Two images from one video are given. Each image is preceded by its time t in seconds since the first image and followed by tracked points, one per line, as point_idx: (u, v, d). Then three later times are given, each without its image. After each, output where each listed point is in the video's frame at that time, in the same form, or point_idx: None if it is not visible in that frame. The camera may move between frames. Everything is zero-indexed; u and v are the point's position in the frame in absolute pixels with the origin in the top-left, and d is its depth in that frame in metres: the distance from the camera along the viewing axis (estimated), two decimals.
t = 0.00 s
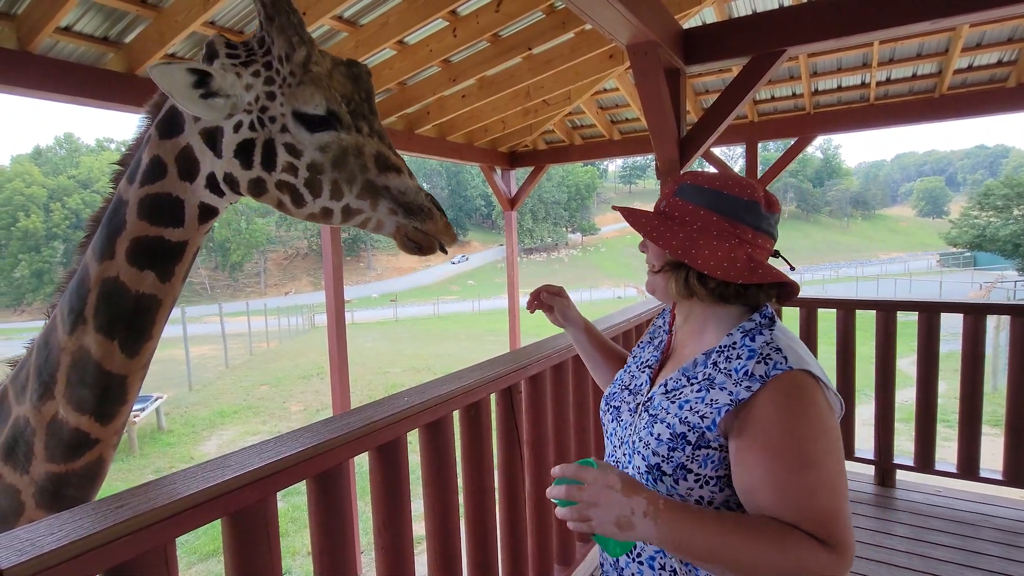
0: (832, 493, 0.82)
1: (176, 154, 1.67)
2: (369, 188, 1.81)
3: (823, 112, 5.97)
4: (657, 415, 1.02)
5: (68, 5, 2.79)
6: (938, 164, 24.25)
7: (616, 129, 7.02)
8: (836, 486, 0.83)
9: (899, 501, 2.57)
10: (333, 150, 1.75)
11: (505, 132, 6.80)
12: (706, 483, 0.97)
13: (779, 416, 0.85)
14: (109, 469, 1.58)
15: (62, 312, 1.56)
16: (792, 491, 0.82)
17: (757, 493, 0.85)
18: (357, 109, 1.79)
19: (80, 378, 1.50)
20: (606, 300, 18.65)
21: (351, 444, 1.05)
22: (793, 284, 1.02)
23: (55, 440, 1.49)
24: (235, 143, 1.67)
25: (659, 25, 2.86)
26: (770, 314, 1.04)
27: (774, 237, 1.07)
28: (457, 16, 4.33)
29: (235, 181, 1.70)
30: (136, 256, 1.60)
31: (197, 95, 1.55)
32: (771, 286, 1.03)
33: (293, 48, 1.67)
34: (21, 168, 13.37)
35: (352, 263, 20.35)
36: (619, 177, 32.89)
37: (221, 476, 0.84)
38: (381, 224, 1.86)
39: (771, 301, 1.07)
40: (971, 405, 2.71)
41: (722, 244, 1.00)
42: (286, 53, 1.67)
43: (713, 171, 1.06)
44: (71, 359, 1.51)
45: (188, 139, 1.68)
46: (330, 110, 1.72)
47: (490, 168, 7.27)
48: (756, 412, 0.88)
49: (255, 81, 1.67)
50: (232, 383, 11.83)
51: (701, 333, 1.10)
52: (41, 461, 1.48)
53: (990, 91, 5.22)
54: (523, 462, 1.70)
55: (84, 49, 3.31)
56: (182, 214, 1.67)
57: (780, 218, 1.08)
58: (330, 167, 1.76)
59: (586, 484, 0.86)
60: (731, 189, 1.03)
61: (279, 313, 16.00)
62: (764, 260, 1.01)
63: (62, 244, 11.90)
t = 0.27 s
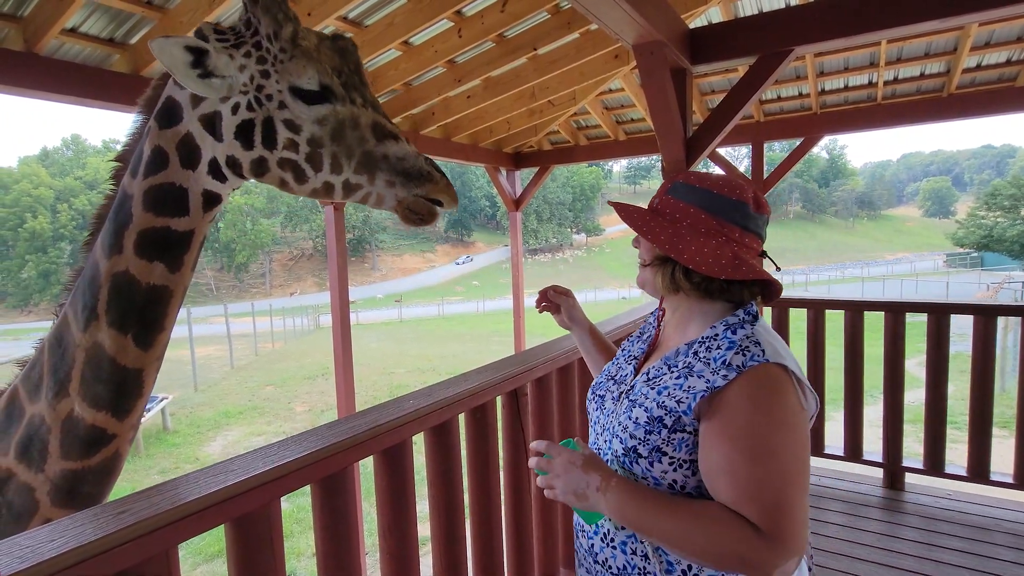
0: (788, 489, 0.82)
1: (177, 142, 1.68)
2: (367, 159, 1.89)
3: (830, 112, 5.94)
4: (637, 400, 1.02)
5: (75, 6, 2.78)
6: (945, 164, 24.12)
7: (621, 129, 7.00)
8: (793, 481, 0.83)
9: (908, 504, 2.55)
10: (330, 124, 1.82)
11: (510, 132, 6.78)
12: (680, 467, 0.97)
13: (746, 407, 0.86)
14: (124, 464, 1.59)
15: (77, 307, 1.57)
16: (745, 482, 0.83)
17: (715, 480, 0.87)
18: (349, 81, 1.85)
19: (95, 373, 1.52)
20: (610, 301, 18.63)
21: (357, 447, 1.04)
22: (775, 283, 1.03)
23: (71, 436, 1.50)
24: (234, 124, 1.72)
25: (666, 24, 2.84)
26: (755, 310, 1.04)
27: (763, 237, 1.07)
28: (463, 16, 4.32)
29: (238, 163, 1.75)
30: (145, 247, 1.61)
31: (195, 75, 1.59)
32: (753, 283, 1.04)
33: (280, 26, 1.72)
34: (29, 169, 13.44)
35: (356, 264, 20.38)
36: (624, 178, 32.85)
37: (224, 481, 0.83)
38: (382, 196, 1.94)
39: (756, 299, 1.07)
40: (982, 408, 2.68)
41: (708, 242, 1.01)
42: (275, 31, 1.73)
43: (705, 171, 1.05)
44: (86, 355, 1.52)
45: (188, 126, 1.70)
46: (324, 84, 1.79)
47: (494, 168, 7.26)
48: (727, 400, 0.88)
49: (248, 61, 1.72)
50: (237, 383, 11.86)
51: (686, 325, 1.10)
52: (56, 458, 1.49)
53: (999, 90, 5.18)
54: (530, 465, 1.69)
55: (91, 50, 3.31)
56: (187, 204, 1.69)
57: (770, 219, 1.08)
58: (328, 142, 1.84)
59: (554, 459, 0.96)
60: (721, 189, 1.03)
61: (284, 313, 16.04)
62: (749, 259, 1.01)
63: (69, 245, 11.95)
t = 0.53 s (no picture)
0: (742, 470, 0.88)
1: (173, 127, 1.61)
2: (360, 127, 1.97)
3: (837, 111, 5.89)
4: (609, 383, 1.07)
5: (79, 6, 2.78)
6: (953, 163, 23.97)
7: (627, 129, 6.97)
8: (746, 463, 0.88)
9: (918, 508, 2.51)
10: (322, 98, 1.87)
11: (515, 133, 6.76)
12: (644, 445, 1.02)
13: (708, 393, 0.91)
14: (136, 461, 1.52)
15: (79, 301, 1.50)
16: (704, 461, 0.88)
17: (677, 457, 0.92)
18: (332, 54, 1.91)
19: (102, 367, 1.45)
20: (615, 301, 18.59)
21: (361, 452, 1.03)
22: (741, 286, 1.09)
23: (80, 432, 1.43)
24: (234, 106, 1.71)
25: (672, 23, 2.82)
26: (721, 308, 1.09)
27: (732, 245, 1.13)
28: (467, 16, 4.31)
29: (240, 143, 1.76)
30: (146, 236, 1.53)
31: (190, 53, 1.55)
32: (722, 285, 1.08)
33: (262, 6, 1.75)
34: (37, 170, 13.52)
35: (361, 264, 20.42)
36: (629, 178, 32.78)
37: (225, 488, 0.81)
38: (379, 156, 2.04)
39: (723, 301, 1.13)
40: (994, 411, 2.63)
41: (683, 243, 1.06)
42: (257, 11, 1.75)
43: (684, 178, 1.11)
44: (92, 349, 1.45)
45: (184, 111, 1.63)
46: (313, 58, 1.84)
47: (500, 169, 7.25)
48: (690, 386, 0.93)
49: (237, 43, 1.70)
50: (242, 383, 11.89)
51: (658, 319, 1.14)
52: (65, 453, 1.42)
53: (1010, 89, 5.12)
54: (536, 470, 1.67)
55: (96, 51, 3.32)
56: (185, 188, 1.61)
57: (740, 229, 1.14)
58: (323, 115, 1.88)
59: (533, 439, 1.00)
60: (698, 196, 1.09)
61: (289, 313, 16.08)
62: (718, 263, 1.07)
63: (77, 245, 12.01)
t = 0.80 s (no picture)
0: (733, 450, 0.93)
1: (163, 105, 1.56)
2: (346, 108, 1.77)
3: (849, 110, 5.83)
4: (604, 376, 1.08)
5: (88, 10, 2.80)
6: (965, 162, 23.70)
7: (635, 130, 6.93)
8: (735, 443, 0.94)
9: (935, 514, 2.46)
10: (306, 79, 1.71)
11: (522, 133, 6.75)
12: (642, 434, 1.04)
13: (701, 381, 0.95)
14: (147, 446, 1.50)
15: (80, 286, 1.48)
16: (699, 445, 0.93)
17: (672, 444, 0.97)
18: (319, 34, 1.75)
19: (107, 350, 1.43)
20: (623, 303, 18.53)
21: (368, 458, 1.01)
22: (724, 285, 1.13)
23: (90, 419, 1.41)
24: (216, 86, 1.60)
25: (682, 21, 2.80)
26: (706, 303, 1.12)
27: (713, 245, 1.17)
28: (475, 17, 4.29)
29: (225, 123, 1.63)
30: (141, 213, 1.48)
31: (167, 37, 1.47)
32: (707, 283, 1.12)
33: None
34: (50, 173, 13.64)
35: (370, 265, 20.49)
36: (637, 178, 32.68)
37: (230, 496, 0.80)
38: (366, 140, 1.83)
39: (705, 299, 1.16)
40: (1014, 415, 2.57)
41: (674, 243, 1.08)
42: None
43: (672, 180, 1.14)
44: (95, 332, 1.43)
45: (172, 90, 1.57)
46: (296, 38, 1.68)
47: (507, 170, 7.24)
48: (684, 374, 0.96)
49: (219, 22, 1.59)
50: (252, 385, 11.94)
51: (646, 314, 1.15)
52: (76, 443, 1.41)
53: None
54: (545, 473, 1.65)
55: (106, 54, 3.33)
56: (177, 166, 1.56)
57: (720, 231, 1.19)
58: (307, 96, 1.72)
59: (537, 428, 1.00)
60: (684, 198, 1.12)
61: (298, 315, 16.14)
62: (705, 262, 1.10)
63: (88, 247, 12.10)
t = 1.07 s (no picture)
0: (757, 441, 0.93)
1: (174, 102, 1.62)
2: (345, 105, 1.83)
3: (873, 108, 5.71)
4: (610, 383, 1.07)
5: (112, 24, 2.86)
6: (994, 160, 23.13)
7: (653, 132, 6.88)
8: (759, 433, 0.94)
9: (968, 525, 2.38)
10: (308, 75, 1.77)
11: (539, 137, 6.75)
12: (654, 437, 1.02)
13: (714, 379, 0.95)
14: (171, 437, 1.53)
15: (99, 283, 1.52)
16: (725, 442, 0.93)
17: (697, 448, 0.96)
18: (322, 32, 1.79)
19: (131, 339, 1.46)
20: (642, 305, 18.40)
21: (386, 466, 1.01)
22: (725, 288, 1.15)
23: (116, 409, 1.44)
24: (222, 81, 1.65)
25: (700, 22, 2.77)
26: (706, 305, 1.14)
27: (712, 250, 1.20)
28: (491, 21, 4.30)
29: (230, 116, 1.69)
30: (158, 205, 1.55)
31: (172, 32, 1.48)
32: (709, 287, 1.13)
33: None
34: (79, 181, 13.98)
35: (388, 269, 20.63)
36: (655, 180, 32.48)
37: (249, 504, 0.80)
38: (363, 138, 1.88)
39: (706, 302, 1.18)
40: None
41: (679, 248, 1.10)
42: None
43: (674, 186, 1.16)
44: (118, 322, 1.47)
45: (183, 87, 1.63)
46: (298, 35, 1.74)
47: (524, 174, 7.24)
48: (695, 376, 0.96)
49: (225, 20, 1.65)
50: (273, 388, 12.08)
51: (648, 318, 1.16)
52: (104, 436, 1.43)
53: None
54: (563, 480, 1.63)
55: (131, 66, 3.40)
56: (189, 159, 1.62)
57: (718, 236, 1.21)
58: (308, 91, 1.78)
59: (562, 467, 0.96)
60: (687, 204, 1.14)
61: (318, 319, 16.30)
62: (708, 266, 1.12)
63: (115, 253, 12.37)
